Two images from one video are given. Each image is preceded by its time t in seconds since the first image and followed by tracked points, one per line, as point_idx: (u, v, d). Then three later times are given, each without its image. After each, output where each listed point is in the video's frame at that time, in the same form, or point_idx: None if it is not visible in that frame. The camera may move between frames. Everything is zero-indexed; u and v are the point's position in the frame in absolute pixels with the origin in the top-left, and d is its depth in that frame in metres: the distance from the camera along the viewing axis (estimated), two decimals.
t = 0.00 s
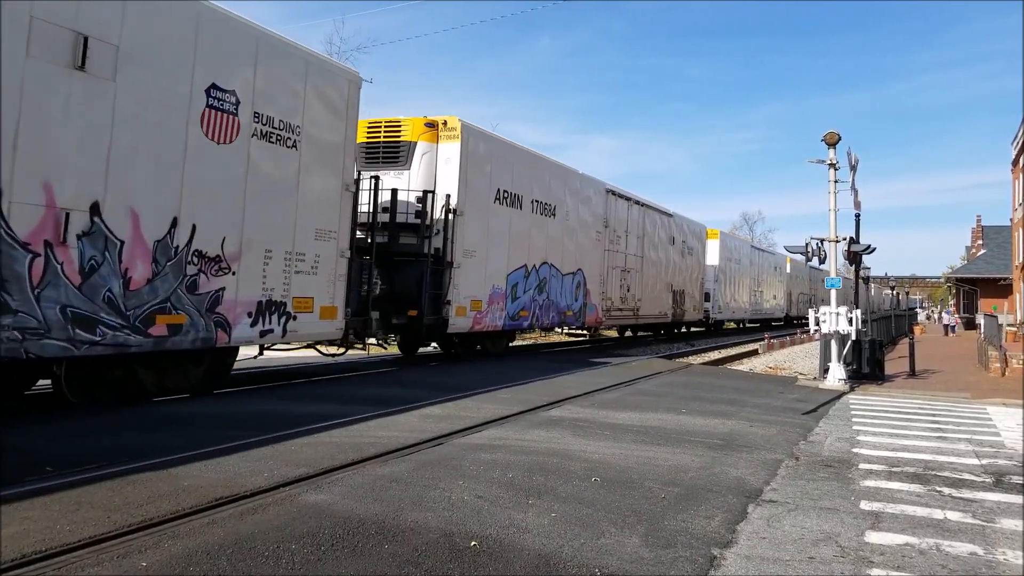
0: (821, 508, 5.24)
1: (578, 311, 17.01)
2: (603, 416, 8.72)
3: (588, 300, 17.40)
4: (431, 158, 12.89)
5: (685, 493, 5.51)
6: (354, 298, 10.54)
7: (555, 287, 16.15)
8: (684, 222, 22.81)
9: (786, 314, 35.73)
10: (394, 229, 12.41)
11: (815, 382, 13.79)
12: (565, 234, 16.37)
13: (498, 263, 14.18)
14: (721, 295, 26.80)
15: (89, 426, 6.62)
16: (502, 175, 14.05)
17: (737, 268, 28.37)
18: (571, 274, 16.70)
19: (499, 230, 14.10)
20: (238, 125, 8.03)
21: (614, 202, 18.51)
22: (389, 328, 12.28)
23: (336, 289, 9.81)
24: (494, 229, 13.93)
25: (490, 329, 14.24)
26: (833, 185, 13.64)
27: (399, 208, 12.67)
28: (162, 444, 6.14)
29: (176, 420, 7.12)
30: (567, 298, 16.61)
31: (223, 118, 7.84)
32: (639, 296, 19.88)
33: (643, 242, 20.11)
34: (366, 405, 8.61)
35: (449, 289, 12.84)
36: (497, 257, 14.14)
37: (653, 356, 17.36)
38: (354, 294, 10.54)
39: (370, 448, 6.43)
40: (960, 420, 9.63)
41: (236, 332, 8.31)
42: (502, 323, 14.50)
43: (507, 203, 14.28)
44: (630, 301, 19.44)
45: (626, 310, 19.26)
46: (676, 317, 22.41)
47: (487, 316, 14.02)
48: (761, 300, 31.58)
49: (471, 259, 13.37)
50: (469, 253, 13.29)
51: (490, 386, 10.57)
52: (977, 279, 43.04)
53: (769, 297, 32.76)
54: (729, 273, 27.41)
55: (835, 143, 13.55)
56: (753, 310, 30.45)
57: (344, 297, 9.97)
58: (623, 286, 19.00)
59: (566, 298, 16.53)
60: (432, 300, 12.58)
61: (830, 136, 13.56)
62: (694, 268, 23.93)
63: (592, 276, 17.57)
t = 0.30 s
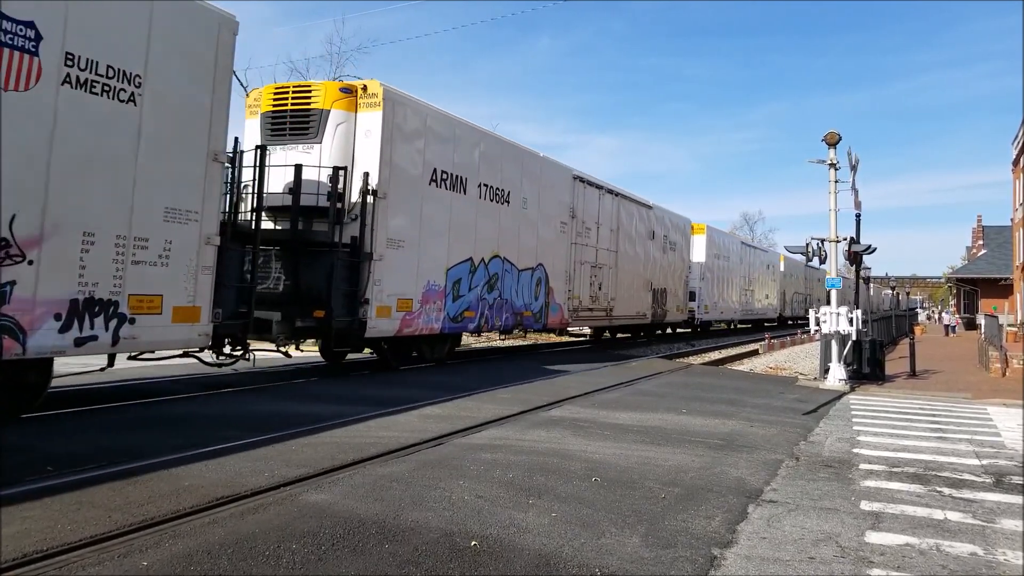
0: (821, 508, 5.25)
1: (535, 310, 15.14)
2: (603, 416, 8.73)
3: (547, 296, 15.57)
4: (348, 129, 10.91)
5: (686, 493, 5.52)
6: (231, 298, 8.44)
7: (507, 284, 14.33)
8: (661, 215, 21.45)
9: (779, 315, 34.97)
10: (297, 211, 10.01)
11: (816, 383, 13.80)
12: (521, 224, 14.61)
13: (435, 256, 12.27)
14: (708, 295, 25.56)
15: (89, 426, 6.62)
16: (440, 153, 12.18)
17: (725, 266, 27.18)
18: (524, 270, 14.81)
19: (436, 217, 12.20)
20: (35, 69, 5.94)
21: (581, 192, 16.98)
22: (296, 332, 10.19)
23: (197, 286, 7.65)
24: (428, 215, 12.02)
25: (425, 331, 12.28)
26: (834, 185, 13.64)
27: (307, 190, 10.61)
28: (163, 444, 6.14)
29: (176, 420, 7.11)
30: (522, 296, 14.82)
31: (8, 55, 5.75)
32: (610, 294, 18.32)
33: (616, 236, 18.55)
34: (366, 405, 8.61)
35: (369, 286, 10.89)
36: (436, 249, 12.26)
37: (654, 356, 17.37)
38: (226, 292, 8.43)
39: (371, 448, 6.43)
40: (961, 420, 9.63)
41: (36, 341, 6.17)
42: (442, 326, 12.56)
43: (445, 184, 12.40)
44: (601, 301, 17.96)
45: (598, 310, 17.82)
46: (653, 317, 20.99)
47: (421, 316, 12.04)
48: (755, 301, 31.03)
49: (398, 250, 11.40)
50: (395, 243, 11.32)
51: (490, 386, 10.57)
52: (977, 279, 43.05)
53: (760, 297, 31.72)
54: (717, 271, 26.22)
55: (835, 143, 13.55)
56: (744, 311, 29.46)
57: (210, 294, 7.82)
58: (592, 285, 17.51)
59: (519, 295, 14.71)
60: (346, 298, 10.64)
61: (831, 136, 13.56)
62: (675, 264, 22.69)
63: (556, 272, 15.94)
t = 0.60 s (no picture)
0: (820, 509, 5.26)
1: (478, 309, 13.36)
2: (603, 416, 8.75)
3: (497, 294, 13.86)
4: (226, 86, 8.98)
5: (685, 493, 5.53)
6: (35, 294, 6.59)
7: (443, 279, 12.41)
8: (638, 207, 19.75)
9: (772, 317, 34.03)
10: (152, 184, 7.85)
11: (815, 383, 13.83)
12: (462, 210, 12.63)
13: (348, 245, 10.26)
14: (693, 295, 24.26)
15: (88, 425, 6.62)
16: (353, 121, 10.20)
17: (711, 264, 25.90)
18: (466, 263, 12.90)
19: (347, 197, 10.17)
20: None
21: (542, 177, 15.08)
22: (151, 339, 8.09)
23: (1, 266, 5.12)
24: (336, 197, 10.00)
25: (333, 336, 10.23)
26: (834, 186, 13.66)
27: (174, 161, 8.75)
28: (162, 444, 6.15)
29: (176, 420, 7.11)
30: (465, 294, 13.01)
31: None
32: (576, 293, 16.64)
33: (583, 228, 16.77)
34: (368, 405, 8.62)
35: (249, 279, 8.77)
36: (347, 235, 10.23)
37: (654, 357, 17.37)
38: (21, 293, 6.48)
39: (370, 448, 6.44)
40: (959, 422, 9.64)
41: None
42: (358, 328, 10.57)
43: (363, 159, 10.43)
44: (565, 300, 16.30)
45: (563, 310, 16.24)
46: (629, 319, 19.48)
47: (329, 316, 10.04)
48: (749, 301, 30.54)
49: (292, 237, 9.36)
50: (286, 229, 9.26)
51: (490, 387, 10.57)
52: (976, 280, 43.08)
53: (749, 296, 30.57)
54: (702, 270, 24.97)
55: (835, 144, 13.56)
56: (733, 311, 28.43)
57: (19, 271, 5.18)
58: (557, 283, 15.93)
59: (459, 293, 12.85)
60: (219, 294, 8.57)
61: (831, 137, 13.58)
62: (657, 261, 21.30)
63: (509, 266, 14.13)
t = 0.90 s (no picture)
0: (820, 509, 5.25)
1: (406, 309, 11.38)
2: (603, 416, 8.74)
3: (431, 291, 11.92)
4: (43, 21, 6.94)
5: (685, 493, 5.52)
6: None
7: (357, 274, 10.30)
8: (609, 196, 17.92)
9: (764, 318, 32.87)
10: None
11: (815, 383, 13.82)
12: (383, 192, 10.59)
13: (218, 232, 8.19)
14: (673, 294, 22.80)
15: (89, 425, 6.61)
16: (219, 72, 7.98)
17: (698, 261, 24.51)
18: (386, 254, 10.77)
19: (215, 172, 8.07)
20: None
21: (487, 157, 13.04)
22: None
23: None
24: (197, 171, 7.87)
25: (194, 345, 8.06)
26: (834, 186, 13.65)
27: None
28: (162, 444, 6.14)
29: (176, 420, 7.10)
30: (389, 290, 10.98)
31: None
32: (534, 290, 14.72)
33: (541, 216, 14.83)
34: (367, 405, 8.61)
35: (57, 271, 6.67)
36: (217, 218, 8.16)
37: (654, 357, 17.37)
38: None
39: (370, 448, 6.44)
40: (960, 421, 9.63)
41: None
42: (230, 333, 8.45)
43: (234, 124, 8.23)
44: (520, 297, 14.36)
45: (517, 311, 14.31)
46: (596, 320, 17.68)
47: (185, 317, 7.91)
48: (746, 303, 29.96)
49: (127, 217, 7.24)
50: (115, 206, 7.11)
51: (490, 387, 10.56)
52: (977, 280, 43.03)
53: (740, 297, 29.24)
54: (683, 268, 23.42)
55: (835, 144, 13.55)
56: (719, 311, 27.12)
57: None
58: (510, 279, 14.01)
59: (380, 289, 10.77)
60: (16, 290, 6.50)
61: (830, 137, 13.58)
62: (631, 256, 19.60)
63: (447, 259, 12.20)
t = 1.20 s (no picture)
0: (820, 508, 5.26)
1: (304, 310, 9.29)
2: (602, 417, 8.74)
3: (341, 288, 9.84)
4: None
5: (685, 493, 5.52)
6: None
7: (223, 267, 8.11)
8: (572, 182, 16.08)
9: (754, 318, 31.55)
10: None
11: (814, 383, 13.83)
12: (268, 164, 8.52)
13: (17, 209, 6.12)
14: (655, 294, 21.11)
15: (87, 426, 6.61)
16: None
17: (682, 257, 22.92)
18: (271, 243, 8.67)
19: (22, 128, 6.09)
20: None
21: (418, 128, 11.02)
22: None
23: None
24: None
25: None
26: (833, 186, 13.66)
27: None
28: (161, 444, 6.14)
29: (175, 420, 7.10)
30: (276, 287, 8.84)
31: None
32: (478, 287, 12.77)
33: (489, 202, 12.91)
34: (366, 405, 8.61)
35: None
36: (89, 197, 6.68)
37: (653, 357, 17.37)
38: None
39: (369, 448, 6.44)
40: (959, 421, 9.64)
41: None
42: (23, 342, 6.33)
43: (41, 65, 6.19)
44: (461, 295, 12.34)
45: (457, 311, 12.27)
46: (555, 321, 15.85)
47: None
48: (744, 303, 29.54)
49: None
50: None
51: (490, 387, 10.59)
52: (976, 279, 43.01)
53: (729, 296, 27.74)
54: (668, 266, 21.84)
55: (834, 144, 13.56)
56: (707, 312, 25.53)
57: None
58: (446, 274, 11.85)
59: (261, 286, 8.62)
60: None
61: (829, 137, 13.59)
62: (600, 250, 17.91)
63: (362, 249, 10.10)
